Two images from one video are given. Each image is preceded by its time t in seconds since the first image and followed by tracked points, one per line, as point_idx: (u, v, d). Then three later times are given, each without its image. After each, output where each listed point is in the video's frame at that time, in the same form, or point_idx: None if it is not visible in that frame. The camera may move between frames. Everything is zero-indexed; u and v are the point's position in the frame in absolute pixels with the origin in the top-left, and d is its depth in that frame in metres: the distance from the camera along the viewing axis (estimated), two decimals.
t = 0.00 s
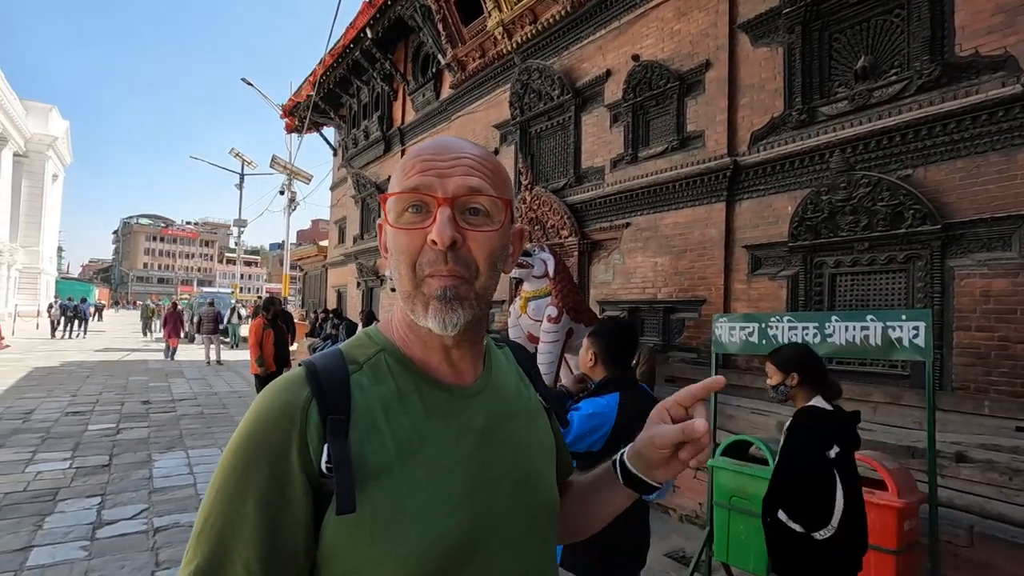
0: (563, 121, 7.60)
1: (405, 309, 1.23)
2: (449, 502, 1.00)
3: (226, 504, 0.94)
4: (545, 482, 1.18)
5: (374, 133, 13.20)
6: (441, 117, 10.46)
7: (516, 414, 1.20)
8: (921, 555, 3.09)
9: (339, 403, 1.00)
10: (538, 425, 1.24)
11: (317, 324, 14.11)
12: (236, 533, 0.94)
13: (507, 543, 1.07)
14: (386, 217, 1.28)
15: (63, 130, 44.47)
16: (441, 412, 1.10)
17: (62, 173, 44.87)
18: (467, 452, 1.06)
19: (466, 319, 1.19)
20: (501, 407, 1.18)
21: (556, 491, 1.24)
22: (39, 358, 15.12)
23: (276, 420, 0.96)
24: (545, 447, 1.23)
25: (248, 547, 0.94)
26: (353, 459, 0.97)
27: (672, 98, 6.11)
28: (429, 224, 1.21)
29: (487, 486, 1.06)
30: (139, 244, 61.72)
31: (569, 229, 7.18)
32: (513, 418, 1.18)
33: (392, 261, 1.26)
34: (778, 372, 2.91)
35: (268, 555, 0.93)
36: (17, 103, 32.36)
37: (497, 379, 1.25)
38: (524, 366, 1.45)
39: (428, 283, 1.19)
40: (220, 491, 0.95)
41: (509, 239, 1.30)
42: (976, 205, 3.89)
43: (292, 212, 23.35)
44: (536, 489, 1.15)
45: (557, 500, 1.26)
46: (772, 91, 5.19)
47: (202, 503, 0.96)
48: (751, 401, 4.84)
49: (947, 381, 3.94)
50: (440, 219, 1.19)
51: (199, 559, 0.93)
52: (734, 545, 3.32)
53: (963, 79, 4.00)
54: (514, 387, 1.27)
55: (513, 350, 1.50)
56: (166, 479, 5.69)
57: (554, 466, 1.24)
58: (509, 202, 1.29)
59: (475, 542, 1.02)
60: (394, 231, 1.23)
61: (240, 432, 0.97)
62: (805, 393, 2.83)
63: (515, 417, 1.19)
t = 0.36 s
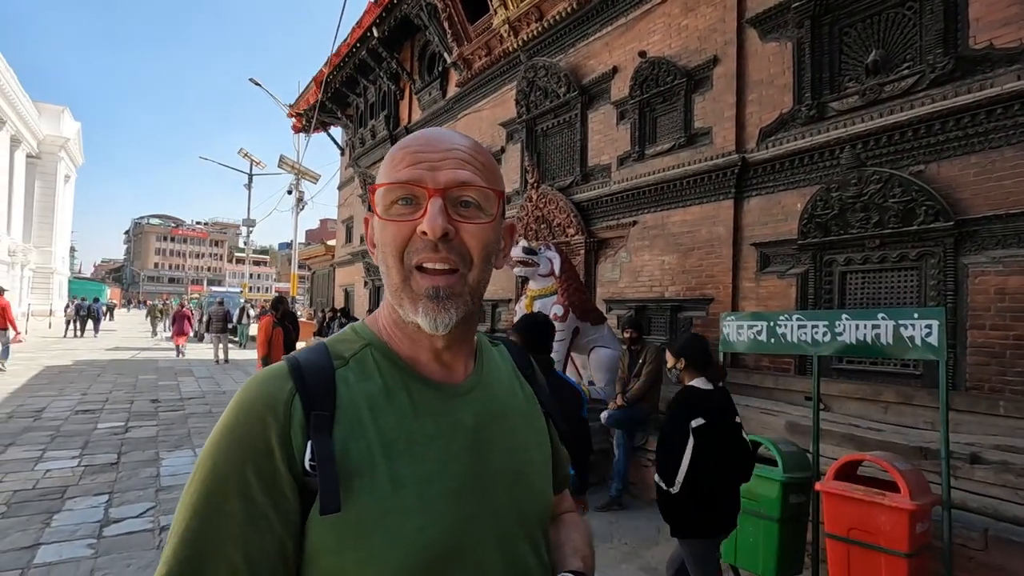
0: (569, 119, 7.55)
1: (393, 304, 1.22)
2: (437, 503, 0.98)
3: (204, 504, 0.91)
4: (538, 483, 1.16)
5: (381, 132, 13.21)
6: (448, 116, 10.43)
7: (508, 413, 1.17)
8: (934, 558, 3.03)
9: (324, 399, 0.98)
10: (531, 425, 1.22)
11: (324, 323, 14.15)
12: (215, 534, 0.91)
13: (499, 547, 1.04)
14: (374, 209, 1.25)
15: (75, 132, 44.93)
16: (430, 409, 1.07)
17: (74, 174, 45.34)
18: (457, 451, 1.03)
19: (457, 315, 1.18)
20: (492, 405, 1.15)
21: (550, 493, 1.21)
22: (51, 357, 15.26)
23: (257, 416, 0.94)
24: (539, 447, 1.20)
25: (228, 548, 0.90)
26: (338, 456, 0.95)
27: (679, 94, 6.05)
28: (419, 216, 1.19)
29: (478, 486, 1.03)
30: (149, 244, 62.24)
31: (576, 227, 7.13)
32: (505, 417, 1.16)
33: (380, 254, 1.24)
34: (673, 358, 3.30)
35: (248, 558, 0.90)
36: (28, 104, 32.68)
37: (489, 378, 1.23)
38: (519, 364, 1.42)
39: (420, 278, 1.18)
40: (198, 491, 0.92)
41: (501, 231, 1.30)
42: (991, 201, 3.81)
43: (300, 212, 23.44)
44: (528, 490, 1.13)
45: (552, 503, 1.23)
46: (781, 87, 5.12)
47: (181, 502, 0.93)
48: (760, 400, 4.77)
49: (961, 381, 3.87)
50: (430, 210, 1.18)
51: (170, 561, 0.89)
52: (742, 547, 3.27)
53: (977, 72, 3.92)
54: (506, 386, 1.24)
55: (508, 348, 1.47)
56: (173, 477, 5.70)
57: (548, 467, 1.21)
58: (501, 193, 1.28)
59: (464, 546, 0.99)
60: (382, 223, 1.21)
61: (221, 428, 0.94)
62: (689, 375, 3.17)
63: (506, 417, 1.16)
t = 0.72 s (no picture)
0: (576, 116, 7.51)
1: (387, 300, 1.23)
2: (424, 500, 0.98)
3: (188, 499, 0.91)
4: (530, 482, 1.15)
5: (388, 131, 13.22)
6: (454, 114, 10.42)
7: (500, 410, 1.17)
8: (946, 559, 2.98)
9: (311, 396, 0.98)
10: (525, 422, 1.21)
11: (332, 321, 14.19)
12: (197, 530, 0.90)
13: (487, 546, 1.04)
14: (365, 204, 1.26)
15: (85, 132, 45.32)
16: (418, 406, 1.08)
17: (85, 175, 45.81)
18: (445, 449, 1.03)
19: (450, 311, 1.20)
20: (483, 403, 1.15)
21: (544, 493, 1.20)
22: (63, 356, 15.43)
23: (244, 410, 0.94)
24: (532, 445, 1.20)
25: (211, 543, 0.90)
26: (325, 451, 0.95)
27: (686, 90, 6.00)
28: (411, 210, 1.20)
29: (465, 485, 1.03)
30: (160, 244, 62.74)
31: (582, 225, 7.10)
32: (497, 415, 1.16)
33: (373, 249, 1.24)
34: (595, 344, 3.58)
35: (231, 553, 0.91)
36: (41, 105, 33.04)
37: (482, 375, 1.23)
38: (518, 360, 1.40)
39: (413, 272, 1.19)
40: (181, 485, 0.92)
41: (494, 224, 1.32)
42: (1004, 197, 3.75)
43: (308, 211, 23.53)
44: (519, 489, 1.12)
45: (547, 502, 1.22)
46: (790, 82, 5.07)
47: (166, 496, 0.93)
48: (768, 399, 4.72)
49: (974, 380, 3.81)
50: (423, 203, 1.19)
51: (148, 555, 0.88)
52: (750, 546, 3.23)
53: (990, 66, 3.85)
54: (500, 383, 1.24)
55: (507, 344, 1.46)
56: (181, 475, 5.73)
57: (542, 465, 1.21)
58: (494, 184, 1.30)
59: (451, 544, 0.99)
60: (375, 218, 1.22)
61: (207, 423, 0.95)
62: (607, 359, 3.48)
63: (497, 414, 1.16)
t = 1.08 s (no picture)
0: (582, 114, 7.49)
1: (389, 295, 1.22)
2: (420, 493, 0.98)
3: (188, 492, 0.93)
4: (530, 477, 1.14)
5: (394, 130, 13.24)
6: (460, 113, 10.41)
7: (498, 405, 1.17)
8: (956, 560, 2.95)
9: (308, 391, 1.01)
10: (524, 418, 1.21)
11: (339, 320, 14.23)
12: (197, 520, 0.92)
13: (487, 540, 1.03)
14: (351, 208, 1.25)
15: (95, 133, 45.66)
16: (415, 400, 1.09)
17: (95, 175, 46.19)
18: (440, 442, 1.04)
19: (464, 283, 1.21)
20: (481, 397, 1.16)
21: (546, 489, 1.19)
22: (74, 354, 15.56)
23: (242, 405, 0.97)
24: (532, 440, 1.19)
25: (210, 534, 0.92)
26: (321, 445, 0.97)
27: (693, 87, 5.96)
28: (403, 199, 1.20)
29: (463, 478, 1.03)
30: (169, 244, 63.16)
31: (588, 224, 7.08)
32: (495, 410, 1.15)
33: (368, 250, 1.23)
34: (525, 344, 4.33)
35: (231, 544, 0.92)
36: (51, 106, 33.32)
37: (481, 370, 1.22)
38: (518, 358, 1.39)
39: (420, 257, 1.18)
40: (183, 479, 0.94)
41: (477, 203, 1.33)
42: (1015, 193, 3.70)
43: (315, 210, 23.60)
44: (519, 484, 1.11)
45: (548, 498, 1.20)
46: (797, 79, 5.02)
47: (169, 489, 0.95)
48: (776, 398, 4.68)
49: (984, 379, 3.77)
50: (414, 188, 1.19)
51: (151, 547, 0.90)
52: (757, 546, 3.21)
53: (1001, 60, 3.80)
54: (499, 379, 1.24)
55: (506, 341, 1.44)
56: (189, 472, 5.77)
57: (542, 462, 1.19)
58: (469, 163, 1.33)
59: (449, 536, 0.99)
60: (366, 218, 1.21)
61: (207, 418, 0.97)
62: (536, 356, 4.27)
63: (496, 408, 1.16)
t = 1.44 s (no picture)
0: (587, 112, 7.48)
1: (379, 299, 1.24)
2: (419, 486, 0.99)
3: (198, 487, 0.95)
4: (527, 473, 1.15)
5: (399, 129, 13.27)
6: (465, 112, 10.41)
7: (496, 402, 1.18)
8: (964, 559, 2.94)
9: (310, 388, 1.02)
10: (521, 415, 1.22)
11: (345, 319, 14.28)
12: (208, 515, 0.94)
13: (485, 533, 1.04)
14: (344, 214, 1.27)
15: (103, 133, 45.95)
16: (414, 397, 1.10)
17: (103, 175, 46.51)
18: (438, 437, 1.05)
19: (445, 291, 1.21)
20: (479, 394, 1.17)
21: (542, 484, 1.20)
22: (83, 353, 15.68)
23: (246, 402, 0.98)
24: (529, 437, 1.20)
25: (222, 528, 0.94)
26: (322, 440, 0.99)
27: (699, 85, 5.94)
28: (389, 209, 1.21)
29: (461, 472, 1.04)
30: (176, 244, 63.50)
31: (593, 222, 7.07)
32: (492, 406, 1.16)
33: (360, 255, 1.25)
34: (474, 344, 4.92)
35: (238, 537, 0.94)
36: (59, 107, 33.54)
37: (477, 368, 1.23)
38: (515, 358, 1.39)
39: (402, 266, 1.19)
40: (192, 476, 0.96)
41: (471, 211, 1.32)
42: None
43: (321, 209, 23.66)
44: (517, 479, 1.13)
45: (545, 494, 1.21)
46: (804, 76, 5.00)
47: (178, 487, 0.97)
48: (782, 396, 4.67)
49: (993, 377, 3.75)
50: (399, 199, 1.20)
51: (163, 542, 0.92)
52: (763, 544, 3.21)
53: (1010, 56, 3.77)
54: (496, 376, 1.25)
55: (504, 341, 1.45)
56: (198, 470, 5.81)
57: (539, 458, 1.20)
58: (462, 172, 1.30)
59: (448, 528, 1.00)
60: (356, 225, 1.23)
61: (213, 416, 0.99)
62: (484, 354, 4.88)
63: (493, 404, 1.17)
